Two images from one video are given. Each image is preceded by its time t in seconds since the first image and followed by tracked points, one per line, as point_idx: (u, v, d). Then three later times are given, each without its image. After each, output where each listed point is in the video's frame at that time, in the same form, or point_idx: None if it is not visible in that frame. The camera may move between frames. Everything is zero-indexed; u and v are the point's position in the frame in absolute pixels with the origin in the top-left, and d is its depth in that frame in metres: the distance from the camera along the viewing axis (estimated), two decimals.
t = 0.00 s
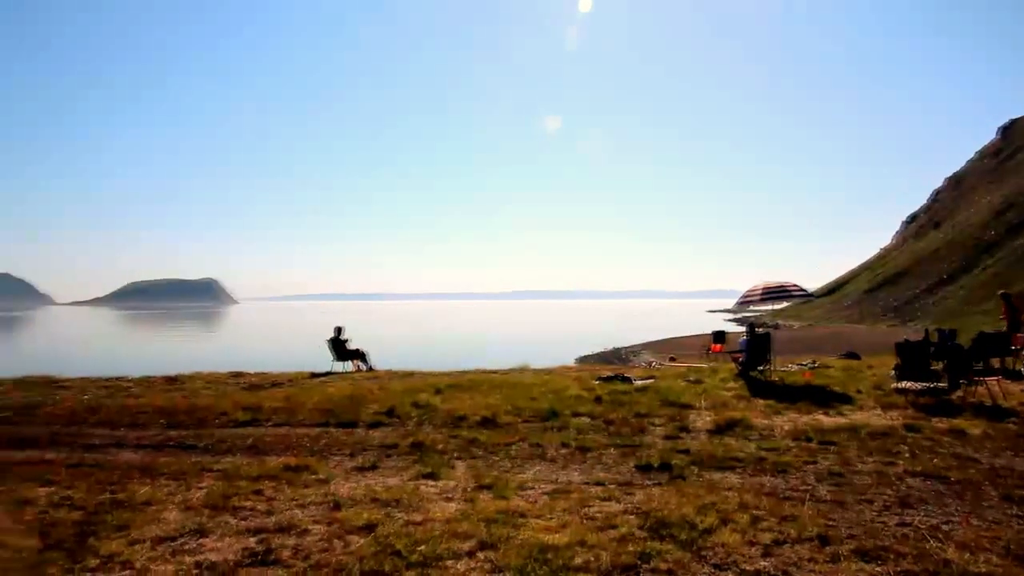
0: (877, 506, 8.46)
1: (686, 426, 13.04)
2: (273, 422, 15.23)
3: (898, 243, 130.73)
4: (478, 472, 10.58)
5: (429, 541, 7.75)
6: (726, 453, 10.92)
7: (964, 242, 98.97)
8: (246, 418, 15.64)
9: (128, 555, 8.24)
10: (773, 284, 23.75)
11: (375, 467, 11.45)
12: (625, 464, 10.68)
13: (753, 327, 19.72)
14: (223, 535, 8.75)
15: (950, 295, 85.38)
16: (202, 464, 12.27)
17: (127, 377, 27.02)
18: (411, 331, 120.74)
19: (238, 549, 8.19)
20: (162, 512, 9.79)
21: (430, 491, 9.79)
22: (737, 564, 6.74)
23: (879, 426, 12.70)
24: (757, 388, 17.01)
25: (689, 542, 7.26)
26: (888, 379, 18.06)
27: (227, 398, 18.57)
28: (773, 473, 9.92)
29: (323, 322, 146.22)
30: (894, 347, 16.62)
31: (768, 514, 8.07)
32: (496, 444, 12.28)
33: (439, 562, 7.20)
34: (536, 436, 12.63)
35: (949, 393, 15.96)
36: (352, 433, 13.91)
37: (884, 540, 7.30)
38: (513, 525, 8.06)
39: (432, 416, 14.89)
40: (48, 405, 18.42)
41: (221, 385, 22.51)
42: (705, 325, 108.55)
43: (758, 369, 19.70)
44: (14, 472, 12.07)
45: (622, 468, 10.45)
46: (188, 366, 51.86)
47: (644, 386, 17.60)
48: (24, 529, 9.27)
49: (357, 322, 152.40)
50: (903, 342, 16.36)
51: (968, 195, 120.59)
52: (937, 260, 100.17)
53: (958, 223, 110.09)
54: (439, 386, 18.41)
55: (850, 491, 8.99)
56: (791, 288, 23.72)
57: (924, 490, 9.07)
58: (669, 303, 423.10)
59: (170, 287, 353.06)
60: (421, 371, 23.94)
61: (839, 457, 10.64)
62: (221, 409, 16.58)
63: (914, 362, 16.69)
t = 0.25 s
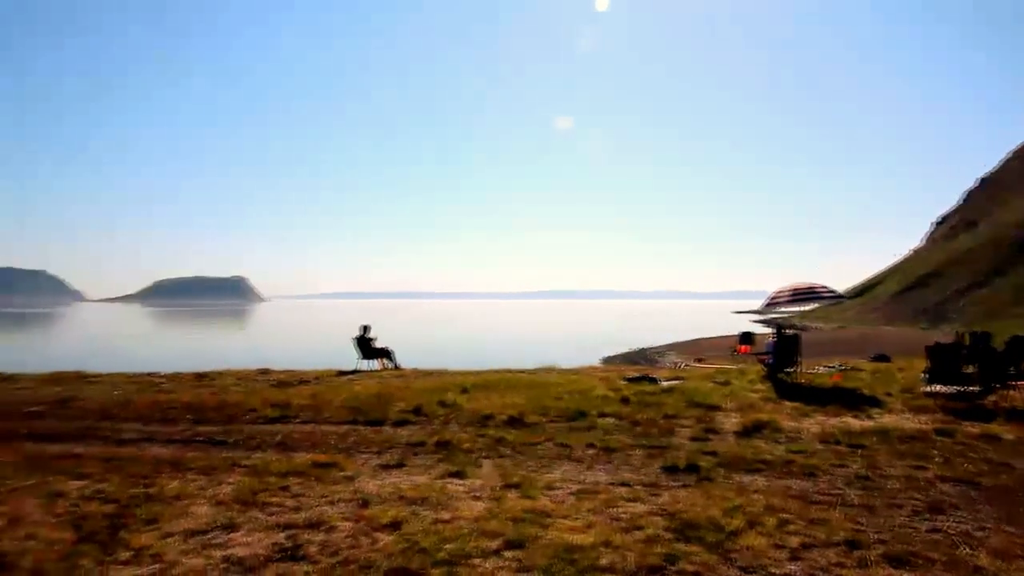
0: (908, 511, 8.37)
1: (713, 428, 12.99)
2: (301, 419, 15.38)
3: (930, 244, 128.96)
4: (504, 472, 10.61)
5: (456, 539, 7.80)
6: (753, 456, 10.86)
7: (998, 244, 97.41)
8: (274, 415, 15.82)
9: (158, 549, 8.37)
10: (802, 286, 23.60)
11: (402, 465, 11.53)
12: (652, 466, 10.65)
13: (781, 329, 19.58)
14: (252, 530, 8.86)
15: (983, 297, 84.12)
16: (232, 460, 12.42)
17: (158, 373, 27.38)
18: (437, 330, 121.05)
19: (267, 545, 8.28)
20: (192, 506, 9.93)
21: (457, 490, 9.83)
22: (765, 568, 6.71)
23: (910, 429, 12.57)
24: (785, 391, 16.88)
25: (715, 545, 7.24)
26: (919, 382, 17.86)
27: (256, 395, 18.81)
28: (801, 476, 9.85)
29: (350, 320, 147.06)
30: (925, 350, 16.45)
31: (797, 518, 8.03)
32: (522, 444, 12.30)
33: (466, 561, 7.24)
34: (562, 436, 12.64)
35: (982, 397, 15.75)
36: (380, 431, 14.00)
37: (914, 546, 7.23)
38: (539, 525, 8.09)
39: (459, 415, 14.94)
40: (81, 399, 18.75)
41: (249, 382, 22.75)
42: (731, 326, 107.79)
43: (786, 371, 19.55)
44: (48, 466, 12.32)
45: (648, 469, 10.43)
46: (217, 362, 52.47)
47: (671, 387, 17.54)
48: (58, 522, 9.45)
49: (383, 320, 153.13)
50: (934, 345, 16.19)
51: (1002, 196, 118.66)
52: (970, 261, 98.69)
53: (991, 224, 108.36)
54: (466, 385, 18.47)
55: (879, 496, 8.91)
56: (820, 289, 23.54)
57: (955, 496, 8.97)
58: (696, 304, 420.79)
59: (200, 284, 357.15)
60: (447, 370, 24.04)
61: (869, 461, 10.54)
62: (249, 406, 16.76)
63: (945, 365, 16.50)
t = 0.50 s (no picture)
0: (938, 512, 8.26)
1: (739, 428, 12.89)
2: (326, 420, 15.46)
3: (957, 242, 127.29)
4: (529, 472, 10.60)
5: (482, 540, 7.79)
6: (780, 456, 10.76)
7: None
8: (299, 416, 15.91)
9: (185, 549, 8.44)
10: (828, 284, 23.42)
11: (427, 466, 11.55)
12: (677, 466, 10.59)
13: (807, 328, 19.41)
14: (278, 531, 8.91)
15: (1012, 296, 82.89)
16: (257, 461, 12.51)
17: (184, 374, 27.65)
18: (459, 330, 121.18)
19: (294, 546, 8.33)
20: (219, 507, 10.00)
21: (481, 491, 9.83)
22: (793, 569, 6.65)
23: (939, 429, 12.40)
24: (811, 390, 16.73)
25: (742, 546, 7.18)
26: (948, 382, 17.64)
27: (281, 395, 18.95)
28: (828, 476, 9.74)
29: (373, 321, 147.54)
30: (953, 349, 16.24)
31: (825, 518, 7.95)
32: (546, 444, 12.29)
33: (491, 562, 7.24)
34: (587, 437, 12.60)
35: (1013, 396, 15.51)
36: (404, 432, 14.04)
37: (946, 547, 7.12)
38: (564, 525, 8.07)
39: (482, 416, 14.95)
40: (110, 401, 18.98)
41: (274, 383, 22.90)
42: (756, 325, 106.98)
43: (812, 371, 19.37)
44: (77, 466, 12.47)
45: (674, 470, 10.37)
46: (241, 364, 52.91)
47: (695, 386, 17.44)
48: (86, 522, 9.57)
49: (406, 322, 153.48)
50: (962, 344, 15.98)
51: None
52: (998, 259, 97.27)
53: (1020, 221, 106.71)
54: (489, 386, 18.48)
55: (909, 496, 8.80)
56: (845, 287, 23.36)
57: (987, 497, 8.83)
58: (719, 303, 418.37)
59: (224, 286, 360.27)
60: (470, 371, 24.08)
61: (897, 461, 10.40)
62: (274, 407, 16.88)
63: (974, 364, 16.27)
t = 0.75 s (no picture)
0: (964, 518, 8.16)
1: (763, 432, 12.82)
2: (349, 420, 15.59)
3: (985, 245, 125.62)
4: (551, 474, 10.61)
5: (504, 541, 7.83)
6: (804, 460, 10.71)
7: None
8: (322, 416, 16.03)
9: (210, 547, 8.54)
10: (853, 287, 23.27)
11: (448, 467, 11.60)
12: (700, 469, 10.56)
13: (832, 331, 19.27)
14: (301, 530, 9.00)
15: None
16: (281, 461, 12.62)
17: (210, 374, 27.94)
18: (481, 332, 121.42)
19: (317, 545, 8.40)
20: (243, 506, 10.11)
21: (503, 492, 9.86)
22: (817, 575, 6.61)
23: (967, 435, 12.27)
24: (835, 394, 16.62)
25: (766, 551, 7.15)
26: (975, 387, 17.44)
27: (305, 395, 19.11)
28: (853, 481, 9.68)
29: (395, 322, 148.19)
30: (982, 353, 16.09)
31: (850, 523, 7.90)
32: (569, 446, 12.30)
33: (514, 563, 7.27)
34: (609, 439, 12.60)
35: None
36: (426, 433, 14.11)
37: (973, 555, 7.05)
38: (587, 528, 8.08)
39: (504, 417, 15.00)
40: (136, 399, 19.21)
41: (297, 383, 23.09)
42: (779, 328, 106.21)
43: (836, 375, 19.24)
44: (104, 464, 12.66)
45: (697, 473, 10.34)
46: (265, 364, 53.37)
47: (719, 389, 17.37)
48: (114, 519, 9.71)
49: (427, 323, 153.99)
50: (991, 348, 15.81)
51: None
52: None
53: None
54: (511, 388, 18.52)
55: (934, 503, 8.71)
56: (871, 291, 23.19)
57: (1017, 504, 8.70)
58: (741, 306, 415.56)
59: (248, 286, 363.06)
60: (493, 372, 24.11)
61: (923, 467, 10.31)
62: (298, 407, 17.02)
63: (1002, 369, 16.10)
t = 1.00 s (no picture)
0: (992, 524, 8.06)
1: (786, 434, 12.74)
2: (371, 420, 15.66)
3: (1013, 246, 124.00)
4: (573, 475, 10.61)
5: (526, 542, 7.84)
6: (828, 463, 10.63)
7: None
8: (344, 416, 16.11)
9: (234, 546, 8.62)
10: (878, 288, 23.07)
11: (470, 468, 11.63)
12: (723, 471, 10.52)
13: (856, 333, 19.11)
14: (324, 529, 9.06)
15: None
16: (304, 460, 12.71)
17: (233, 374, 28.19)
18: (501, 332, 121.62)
19: (340, 544, 8.45)
20: (267, 505, 10.19)
21: (525, 493, 9.88)
22: None
23: (995, 438, 12.13)
24: (860, 396, 16.49)
25: (790, 554, 7.11)
26: (1002, 390, 17.22)
27: (328, 396, 19.23)
28: (878, 485, 9.59)
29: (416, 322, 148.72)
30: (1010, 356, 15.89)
31: (875, 527, 7.83)
32: (591, 448, 12.28)
33: (536, 564, 7.27)
34: (631, 441, 12.57)
35: None
36: (448, 433, 14.14)
37: (1001, 561, 6.96)
38: (609, 529, 8.07)
39: (526, 418, 15.01)
40: (161, 399, 19.42)
41: (320, 383, 23.24)
42: (802, 330, 105.43)
43: (861, 377, 19.07)
44: (130, 463, 12.79)
45: (719, 475, 10.30)
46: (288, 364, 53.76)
47: (742, 391, 17.28)
48: (139, 517, 9.82)
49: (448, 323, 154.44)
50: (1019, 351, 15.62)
51: None
52: None
53: None
54: (533, 388, 18.52)
55: (962, 507, 8.61)
56: (897, 293, 22.98)
57: None
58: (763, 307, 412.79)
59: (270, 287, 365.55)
60: (514, 373, 24.12)
61: (950, 471, 10.19)
62: (321, 407, 17.13)
63: None
